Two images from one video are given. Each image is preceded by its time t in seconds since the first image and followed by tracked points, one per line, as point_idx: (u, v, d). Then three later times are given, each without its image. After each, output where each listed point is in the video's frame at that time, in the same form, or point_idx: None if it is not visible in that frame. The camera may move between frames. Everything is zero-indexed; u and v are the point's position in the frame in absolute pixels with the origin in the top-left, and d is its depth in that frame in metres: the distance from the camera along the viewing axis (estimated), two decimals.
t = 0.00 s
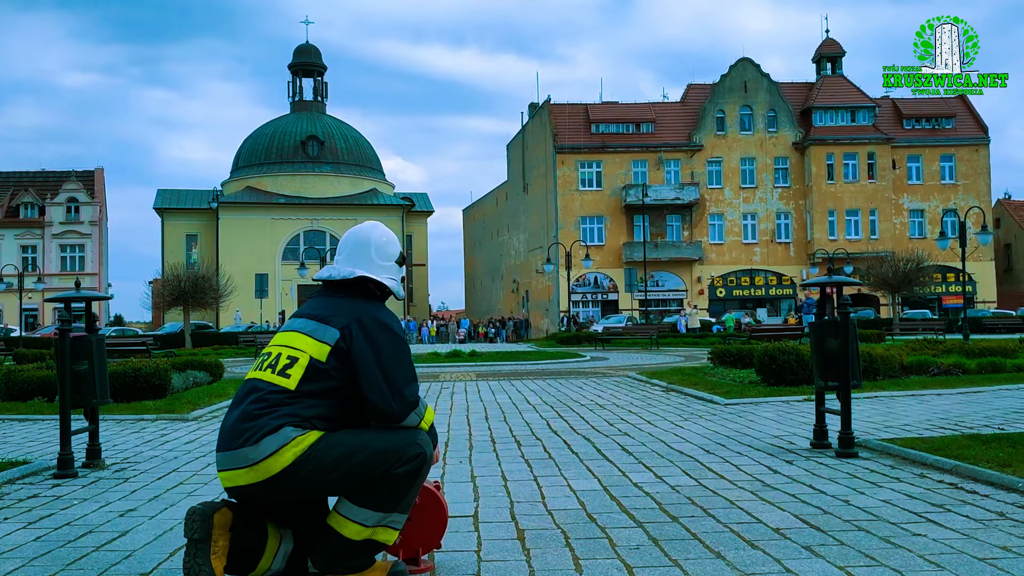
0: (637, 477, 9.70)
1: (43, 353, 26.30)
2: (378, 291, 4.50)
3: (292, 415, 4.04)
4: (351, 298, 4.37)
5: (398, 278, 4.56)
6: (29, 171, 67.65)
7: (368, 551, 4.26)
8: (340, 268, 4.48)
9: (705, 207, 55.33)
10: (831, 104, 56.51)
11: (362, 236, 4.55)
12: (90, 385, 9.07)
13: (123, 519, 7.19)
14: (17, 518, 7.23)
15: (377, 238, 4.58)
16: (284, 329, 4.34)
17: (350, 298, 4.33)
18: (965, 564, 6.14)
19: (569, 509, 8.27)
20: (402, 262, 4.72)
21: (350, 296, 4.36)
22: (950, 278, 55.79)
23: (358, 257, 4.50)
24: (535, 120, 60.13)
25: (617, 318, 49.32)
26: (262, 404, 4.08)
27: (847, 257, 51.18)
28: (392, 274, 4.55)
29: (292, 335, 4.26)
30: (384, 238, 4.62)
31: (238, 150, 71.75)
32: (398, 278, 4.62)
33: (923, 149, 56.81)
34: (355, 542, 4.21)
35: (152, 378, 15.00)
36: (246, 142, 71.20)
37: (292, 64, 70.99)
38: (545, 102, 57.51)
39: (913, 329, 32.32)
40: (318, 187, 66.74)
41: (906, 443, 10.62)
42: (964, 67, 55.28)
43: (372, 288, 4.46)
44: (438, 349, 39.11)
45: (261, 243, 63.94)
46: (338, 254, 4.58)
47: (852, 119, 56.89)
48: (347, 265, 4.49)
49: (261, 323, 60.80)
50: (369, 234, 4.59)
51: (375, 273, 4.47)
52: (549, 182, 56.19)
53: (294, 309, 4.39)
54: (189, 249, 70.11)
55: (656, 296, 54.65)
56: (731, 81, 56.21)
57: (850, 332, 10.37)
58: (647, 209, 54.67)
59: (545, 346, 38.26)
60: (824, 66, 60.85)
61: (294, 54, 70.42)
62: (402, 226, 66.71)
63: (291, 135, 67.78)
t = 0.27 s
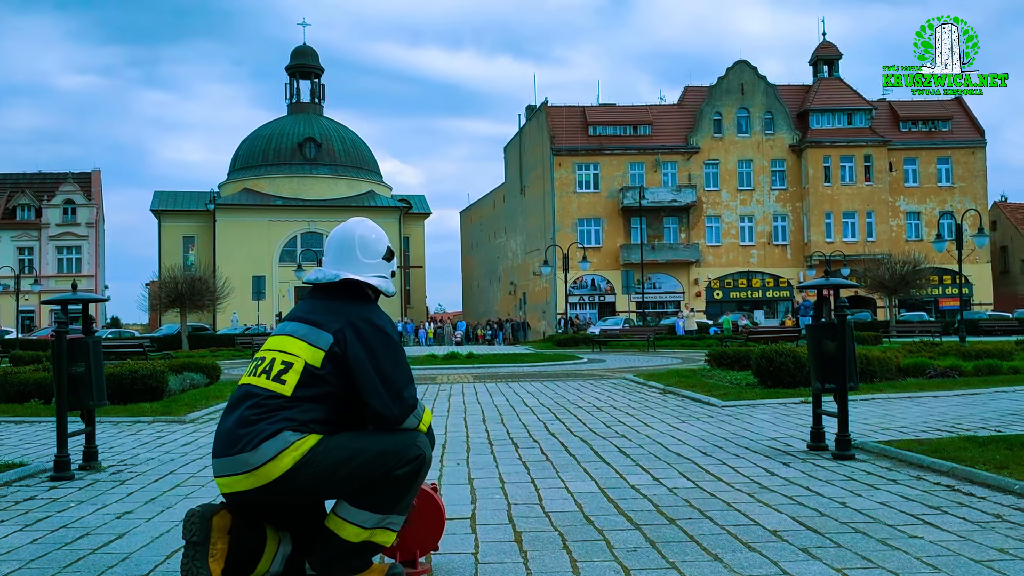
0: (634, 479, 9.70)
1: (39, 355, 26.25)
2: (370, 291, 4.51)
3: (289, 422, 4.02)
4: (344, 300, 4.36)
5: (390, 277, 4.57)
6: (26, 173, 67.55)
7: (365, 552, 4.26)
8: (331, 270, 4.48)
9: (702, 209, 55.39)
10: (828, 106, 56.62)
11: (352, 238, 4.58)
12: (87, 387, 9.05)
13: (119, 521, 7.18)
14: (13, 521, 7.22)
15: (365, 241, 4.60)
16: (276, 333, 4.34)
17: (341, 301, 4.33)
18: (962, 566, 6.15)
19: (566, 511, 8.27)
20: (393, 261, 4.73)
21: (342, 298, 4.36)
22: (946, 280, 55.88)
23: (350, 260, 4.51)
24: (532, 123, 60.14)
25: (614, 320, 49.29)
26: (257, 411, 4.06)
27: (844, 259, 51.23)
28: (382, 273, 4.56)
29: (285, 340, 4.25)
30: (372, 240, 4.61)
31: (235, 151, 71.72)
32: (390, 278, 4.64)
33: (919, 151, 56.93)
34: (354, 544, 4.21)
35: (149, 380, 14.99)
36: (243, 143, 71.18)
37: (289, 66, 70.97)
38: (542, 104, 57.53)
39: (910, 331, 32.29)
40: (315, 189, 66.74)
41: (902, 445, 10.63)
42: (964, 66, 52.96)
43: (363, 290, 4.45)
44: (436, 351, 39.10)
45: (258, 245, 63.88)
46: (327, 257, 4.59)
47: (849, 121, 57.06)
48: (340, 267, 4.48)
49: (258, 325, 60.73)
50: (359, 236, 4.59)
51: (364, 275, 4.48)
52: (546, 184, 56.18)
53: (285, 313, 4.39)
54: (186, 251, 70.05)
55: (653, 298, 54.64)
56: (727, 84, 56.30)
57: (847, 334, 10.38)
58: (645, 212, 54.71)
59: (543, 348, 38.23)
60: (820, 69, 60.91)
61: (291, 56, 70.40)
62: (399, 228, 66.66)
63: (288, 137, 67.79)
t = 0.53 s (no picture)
0: (631, 481, 9.71)
1: (36, 356, 26.21)
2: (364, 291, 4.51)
3: (286, 426, 4.01)
4: (338, 302, 4.35)
5: (385, 277, 4.58)
6: (23, 174, 67.47)
7: (364, 554, 4.26)
8: (325, 271, 4.48)
9: (699, 211, 55.44)
10: (825, 109, 56.74)
11: (345, 240, 4.58)
12: (84, 388, 9.04)
13: (115, 523, 7.17)
14: (9, 523, 7.21)
15: (358, 241, 4.60)
16: (270, 337, 4.33)
17: (337, 303, 4.33)
18: (960, 568, 6.16)
19: (564, 513, 8.27)
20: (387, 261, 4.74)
21: (337, 300, 4.35)
22: (943, 282, 55.93)
23: (343, 263, 4.51)
24: (530, 125, 60.20)
25: (612, 322, 49.27)
26: (254, 416, 4.04)
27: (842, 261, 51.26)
28: (376, 272, 4.56)
29: (280, 343, 4.24)
30: (365, 241, 4.61)
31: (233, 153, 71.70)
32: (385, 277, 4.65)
33: (917, 154, 57.01)
34: (353, 545, 4.21)
35: (146, 381, 14.97)
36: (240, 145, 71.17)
37: (287, 68, 70.95)
38: (540, 106, 57.56)
39: (907, 333, 32.28)
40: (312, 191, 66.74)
41: (900, 447, 10.65)
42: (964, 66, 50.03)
43: (356, 291, 4.45)
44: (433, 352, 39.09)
45: (255, 247, 63.83)
46: (321, 259, 4.58)
47: (846, 124, 57.11)
48: (334, 268, 4.48)
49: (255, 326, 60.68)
50: (352, 238, 4.58)
51: (356, 274, 4.47)
52: (544, 186, 56.20)
53: (280, 316, 4.38)
54: (183, 253, 70.00)
55: (650, 300, 54.66)
56: (725, 86, 56.36)
57: (845, 336, 10.43)
58: (642, 213, 54.75)
59: (541, 350, 38.21)
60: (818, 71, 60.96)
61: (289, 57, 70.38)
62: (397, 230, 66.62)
63: (286, 138, 67.77)
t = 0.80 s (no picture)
0: (628, 482, 9.71)
1: (32, 357, 26.18)
2: (360, 289, 4.50)
3: (283, 430, 4.01)
4: (337, 303, 4.36)
5: (384, 278, 4.58)
6: (20, 175, 67.36)
7: (360, 557, 4.26)
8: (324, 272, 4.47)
9: (697, 213, 55.51)
10: (823, 110, 56.78)
11: (343, 240, 4.56)
12: (81, 389, 9.02)
13: (112, 524, 7.16)
14: (5, 524, 7.19)
15: (355, 242, 4.59)
16: (268, 338, 4.32)
17: (336, 303, 4.32)
18: (957, 570, 6.16)
19: (561, 514, 8.27)
20: (386, 261, 4.74)
21: (337, 299, 4.35)
22: (940, 284, 55.99)
23: (343, 262, 4.50)
24: (528, 126, 60.25)
25: (609, 323, 49.27)
26: (252, 419, 4.03)
27: (839, 262, 51.32)
28: (374, 272, 4.56)
29: (278, 345, 4.24)
30: (363, 242, 4.60)
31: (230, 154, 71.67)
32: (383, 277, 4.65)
33: (914, 156, 57.09)
34: (349, 548, 4.21)
35: (143, 382, 14.93)
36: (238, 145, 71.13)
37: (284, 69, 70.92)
38: (538, 107, 57.58)
39: (905, 335, 32.24)
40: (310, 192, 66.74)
41: (896, 448, 10.66)
42: (964, 66, 48.15)
43: (355, 292, 4.45)
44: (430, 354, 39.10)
45: (252, 248, 63.78)
46: (320, 259, 4.57)
47: (843, 126, 57.16)
48: (334, 267, 4.47)
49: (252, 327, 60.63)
50: (350, 238, 4.57)
51: (359, 271, 4.47)
52: (541, 187, 56.23)
53: (279, 317, 4.37)
54: (180, 254, 69.96)
55: (647, 302, 54.70)
56: (722, 87, 56.39)
57: (842, 338, 10.40)
58: (640, 215, 54.79)
59: (538, 351, 38.24)
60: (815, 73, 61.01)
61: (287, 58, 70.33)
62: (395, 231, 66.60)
63: (283, 139, 67.73)
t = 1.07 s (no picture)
0: (624, 484, 9.71)
1: (27, 358, 26.14)
2: (359, 286, 4.50)
3: (283, 428, 4.01)
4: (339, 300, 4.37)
5: (384, 277, 4.60)
6: (17, 175, 67.26)
7: (354, 559, 4.26)
8: (325, 269, 4.47)
9: (693, 214, 55.54)
10: (819, 113, 56.87)
11: (344, 241, 4.58)
12: (76, 390, 9.01)
13: (107, 525, 7.15)
14: None
15: (355, 243, 4.59)
16: (267, 336, 4.31)
17: (338, 300, 4.33)
18: (951, 571, 6.17)
19: (556, 515, 8.27)
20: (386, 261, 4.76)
21: (338, 297, 4.35)
22: (936, 286, 56.05)
23: (345, 260, 4.51)
24: (525, 128, 60.29)
25: (606, 324, 49.28)
26: (252, 417, 4.02)
27: (835, 264, 51.39)
28: (375, 271, 4.56)
29: (278, 342, 4.24)
30: (364, 242, 4.61)
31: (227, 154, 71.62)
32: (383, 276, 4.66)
33: (910, 158, 57.18)
34: (344, 551, 4.21)
35: (139, 383, 14.92)
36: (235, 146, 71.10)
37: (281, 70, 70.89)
38: (534, 109, 57.61)
39: (901, 337, 32.29)
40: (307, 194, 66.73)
41: (891, 451, 10.67)
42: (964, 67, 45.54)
43: (356, 289, 4.45)
44: (427, 355, 39.12)
45: (249, 249, 63.71)
46: (322, 256, 4.57)
47: (839, 128, 57.23)
48: (336, 266, 4.48)
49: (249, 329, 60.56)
50: (350, 238, 4.58)
51: (360, 271, 4.48)
52: (538, 189, 56.25)
53: (279, 313, 4.37)
54: (177, 254, 69.87)
55: (644, 303, 54.69)
56: (719, 90, 56.46)
57: (838, 339, 10.42)
58: (636, 217, 54.85)
59: (535, 353, 38.27)
60: (812, 75, 61.06)
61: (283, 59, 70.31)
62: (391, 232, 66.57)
63: (280, 140, 67.70)
